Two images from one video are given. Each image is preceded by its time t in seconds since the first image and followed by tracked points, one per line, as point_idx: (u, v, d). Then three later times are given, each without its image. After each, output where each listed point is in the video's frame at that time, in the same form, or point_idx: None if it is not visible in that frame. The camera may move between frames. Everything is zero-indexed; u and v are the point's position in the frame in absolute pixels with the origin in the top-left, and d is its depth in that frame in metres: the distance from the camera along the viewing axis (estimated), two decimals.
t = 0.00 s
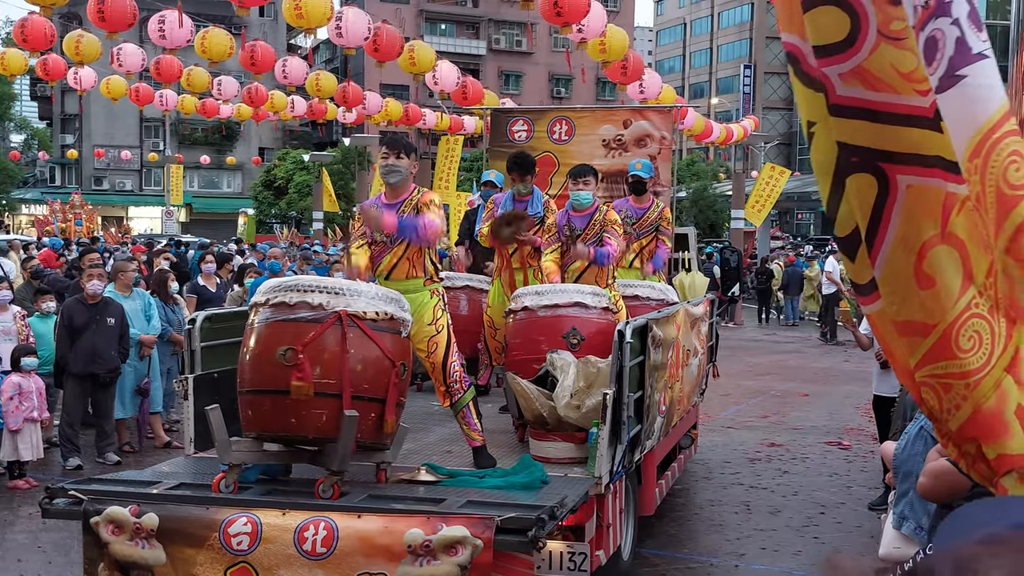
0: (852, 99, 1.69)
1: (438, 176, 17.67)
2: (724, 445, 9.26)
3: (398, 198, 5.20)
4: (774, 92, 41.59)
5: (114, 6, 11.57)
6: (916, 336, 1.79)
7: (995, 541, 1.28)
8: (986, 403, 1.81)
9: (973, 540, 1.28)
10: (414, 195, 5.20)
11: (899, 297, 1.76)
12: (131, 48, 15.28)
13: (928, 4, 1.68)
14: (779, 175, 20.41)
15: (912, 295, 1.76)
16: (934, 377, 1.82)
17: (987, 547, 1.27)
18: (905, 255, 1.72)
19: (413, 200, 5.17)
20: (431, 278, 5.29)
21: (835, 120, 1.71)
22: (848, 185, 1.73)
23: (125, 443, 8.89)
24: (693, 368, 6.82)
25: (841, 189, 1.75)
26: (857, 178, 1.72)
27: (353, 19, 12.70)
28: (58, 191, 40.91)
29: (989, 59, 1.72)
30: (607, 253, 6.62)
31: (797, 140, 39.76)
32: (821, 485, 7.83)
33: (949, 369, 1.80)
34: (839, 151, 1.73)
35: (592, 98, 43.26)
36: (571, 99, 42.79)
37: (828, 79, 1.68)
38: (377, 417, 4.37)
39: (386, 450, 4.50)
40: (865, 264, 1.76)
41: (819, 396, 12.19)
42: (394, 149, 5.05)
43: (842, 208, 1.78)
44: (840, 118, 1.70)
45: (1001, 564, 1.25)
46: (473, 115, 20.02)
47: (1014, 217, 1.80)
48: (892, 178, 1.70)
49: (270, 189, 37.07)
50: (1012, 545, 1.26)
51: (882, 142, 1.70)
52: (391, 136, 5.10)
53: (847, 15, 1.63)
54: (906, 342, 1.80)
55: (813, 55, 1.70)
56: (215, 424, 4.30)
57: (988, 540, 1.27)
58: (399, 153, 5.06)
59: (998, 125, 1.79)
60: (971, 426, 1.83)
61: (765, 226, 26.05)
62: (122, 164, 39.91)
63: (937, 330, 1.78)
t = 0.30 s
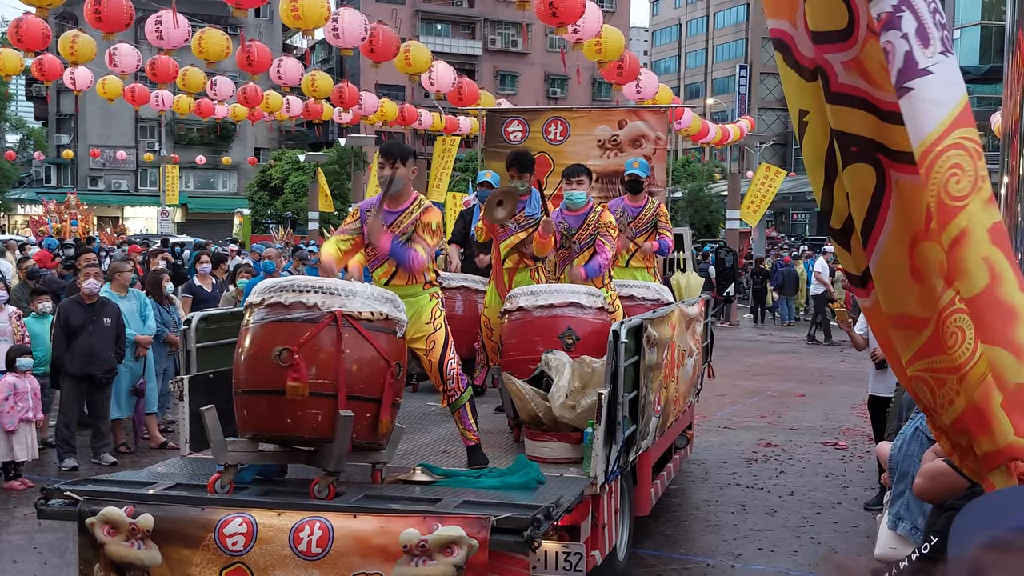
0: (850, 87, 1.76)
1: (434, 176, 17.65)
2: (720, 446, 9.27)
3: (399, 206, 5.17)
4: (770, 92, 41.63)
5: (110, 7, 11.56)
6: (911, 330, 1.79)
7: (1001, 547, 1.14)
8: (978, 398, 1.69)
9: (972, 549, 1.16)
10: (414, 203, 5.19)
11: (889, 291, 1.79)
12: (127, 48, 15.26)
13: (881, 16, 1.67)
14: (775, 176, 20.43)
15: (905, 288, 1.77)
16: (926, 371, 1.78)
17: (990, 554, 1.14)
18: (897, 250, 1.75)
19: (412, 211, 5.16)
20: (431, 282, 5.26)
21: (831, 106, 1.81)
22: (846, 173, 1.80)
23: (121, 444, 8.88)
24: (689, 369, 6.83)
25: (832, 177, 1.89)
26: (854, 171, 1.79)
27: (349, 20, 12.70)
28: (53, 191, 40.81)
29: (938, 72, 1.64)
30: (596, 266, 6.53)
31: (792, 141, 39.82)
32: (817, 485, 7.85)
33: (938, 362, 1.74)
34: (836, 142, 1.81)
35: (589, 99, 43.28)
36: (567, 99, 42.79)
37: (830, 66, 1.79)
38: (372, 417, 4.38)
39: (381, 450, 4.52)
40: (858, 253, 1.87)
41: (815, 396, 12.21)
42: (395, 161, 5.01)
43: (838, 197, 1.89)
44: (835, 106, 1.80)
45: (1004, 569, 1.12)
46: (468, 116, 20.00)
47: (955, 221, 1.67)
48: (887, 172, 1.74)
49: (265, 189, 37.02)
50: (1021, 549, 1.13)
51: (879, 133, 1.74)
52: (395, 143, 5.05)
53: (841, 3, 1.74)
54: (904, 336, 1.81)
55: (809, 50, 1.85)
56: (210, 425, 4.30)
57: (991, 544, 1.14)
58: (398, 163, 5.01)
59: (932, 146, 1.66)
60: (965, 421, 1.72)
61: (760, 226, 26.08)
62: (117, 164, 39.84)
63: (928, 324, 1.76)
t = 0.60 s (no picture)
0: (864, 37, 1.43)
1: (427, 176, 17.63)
2: (711, 445, 9.28)
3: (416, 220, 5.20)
4: (761, 93, 41.73)
5: (101, 6, 11.52)
6: (906, 285, 1.54)
7: (1007, 553, 1.34)
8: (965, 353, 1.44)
9: (973, 556, 1.36)
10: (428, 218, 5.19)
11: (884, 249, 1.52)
12: (118, 48, 15.20)
13: None
14: (766, 176, 20.49)
15: (902, 237, 1.50)
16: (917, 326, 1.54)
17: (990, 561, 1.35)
18: (897, 209, 1.48)
19: (424, 226, 5.16)
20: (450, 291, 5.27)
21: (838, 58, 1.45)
22: (848, 127, 1.48)
23: (112, 445, 8.85)
24: (681, 369, 6.82)
25: (832, 133, 1.52)
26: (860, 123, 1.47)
27: (341, 20, 12.67)
28: (43, 192, 40.65)
29: (911, 36, 1.35)
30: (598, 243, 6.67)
31: (784, 141, 39.91)
32: (808, 485, 7.87)
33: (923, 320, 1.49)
34: (841, 95, 1.47)
35: (580, 99, 43.34)
36: (559, 99, 42.82)
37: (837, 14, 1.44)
38: (365, 418, 4.37)
39: (374, 451, 4.51)
40: (854, 209, 1.54)
41: (806, 396, 12.23)
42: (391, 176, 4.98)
43: (835, 151, 1.53)
44: (841, 56, 1.45)
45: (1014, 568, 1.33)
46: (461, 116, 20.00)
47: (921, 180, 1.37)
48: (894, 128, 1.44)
49: (257, 190, 36.98)
50: (1018, 557, 1.33)
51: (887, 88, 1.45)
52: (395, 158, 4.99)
53: None
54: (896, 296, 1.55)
55: None
56: (203, 425, 4.29)
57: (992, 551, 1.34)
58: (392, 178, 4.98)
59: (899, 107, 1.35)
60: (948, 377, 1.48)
61: (752, 226, 26.15)
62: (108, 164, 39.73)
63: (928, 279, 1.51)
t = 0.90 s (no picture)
0: None
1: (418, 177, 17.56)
2: (703, 446, 9.28)
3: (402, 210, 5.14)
4: (752, 93, 41.77)
5: (89, 7, 11.48)
6: (883, 242, 1.64)
7: (1010, 561, 1.45)
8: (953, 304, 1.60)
9: (969, 559, 1.47)
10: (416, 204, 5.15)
11: (866, 205, 1.63)
12: (107, 49, 15.13)
13: None
14: (757, 176, 20.51)
15: (885, 196, 1.61)
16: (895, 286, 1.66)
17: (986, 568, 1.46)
18: (881, 162, 1.59)
19: (413, 211, 5.10)
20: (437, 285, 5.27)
21: (819, 14, 1.59)
22: (828, 86, 1.59)
23: (102, 447, 8.81)
24: (672, 368, 6.83)
25: (808, 88, 1.62)
26: (843, 80, 1.59)
27: (331, 21, 12.65)
28: (32, 193, 40.47)
29: None
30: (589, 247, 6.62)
31: (775, 141, 39.96)
32: (799, 484, 7.88)
33: (908, 274, 1.63)
34: (821, 52, 1.59)
35: (571, 100, 43.33)
36: (550, 100, 42.78)
37: None
38: (356, 420, 4.36)
39: (365, 453, 4.50)
40: (830, 168, 1.65)
41: (798, 396, 12.25)
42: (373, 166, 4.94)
43: (812, 108, 1.63)
44: (824, 14, 1.59)
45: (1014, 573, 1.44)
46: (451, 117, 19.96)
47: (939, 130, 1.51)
48: (876, 80, 1.57)
49: (247, 191, 36.89)
50: (1016, 561, 1.45)
51: (869, 41, 1.57)
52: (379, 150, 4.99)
53: None
54: (874, 250, 1.66)
55: None
56: (193, 427, 4.27)
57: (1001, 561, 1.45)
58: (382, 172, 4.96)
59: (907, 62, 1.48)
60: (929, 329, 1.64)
61: (743, 226, 26.16)
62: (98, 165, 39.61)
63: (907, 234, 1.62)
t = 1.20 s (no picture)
0: (841, 20, 1.57)
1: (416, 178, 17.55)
2: (700, 446, 9.29)
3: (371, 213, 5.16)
4: (749, 93, 41.85)
5: (86, 9, 11.48)
6: (882, 265, 1.68)
7: (1009, 565, 1.31)
8: (952, 326, 1.68)
9: (972, 564, 1.32)
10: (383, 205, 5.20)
11: (868, 228, 1.64)
12: (103, 50, 15.12)
13: None
14: (753, 176, 20.54)
15: (887, 220, 1.63)
16: (897, 305, 1.71)
17: (990, 571, 1.31)
18: (882, 185, 1.60)
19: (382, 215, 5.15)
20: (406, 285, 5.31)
21: (818, 41, 1.59)
22: (827, 110, 1.60)
23: (99, 448, 8.81)
24: (669, 369, 6.84)
25: (807, 110, 1.63)
26: (843, 105, 1.59)
27: (328, 22, 12.65)
28: (29, 194, 40.41)
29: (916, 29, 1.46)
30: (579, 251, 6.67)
31: (772, 142, 40.02)
32: (797, 485, 7.89)
33: (910, 297, 1.69)
34: (820, 75, 1.59)
35: (568, 101, 43.38)
36: (546, 101, 42.81)
37: None
38: (352, 421, 4.36)
39: (362, 454, 4.50)
40: (830, 193, 1.65)
41: (795, 396, 12.27)
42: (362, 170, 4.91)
43: (812, 132, 1.63)
44: (824, 40, 1.58)
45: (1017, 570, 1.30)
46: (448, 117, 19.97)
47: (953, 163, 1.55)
48: (874, 105, 1.58)
49: (244, 192, 36.87)
50: None
51: (876, 71, 1.57)
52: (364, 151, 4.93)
53: None
54: (873, 272, 1.70)
55: None
56: (189, 428, 4.26)
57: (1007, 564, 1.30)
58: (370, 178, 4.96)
59: (925, 91, 1.48)
60: (929, 350, 1.72)
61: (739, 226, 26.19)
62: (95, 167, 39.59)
63: (906, 257, 1.66)
